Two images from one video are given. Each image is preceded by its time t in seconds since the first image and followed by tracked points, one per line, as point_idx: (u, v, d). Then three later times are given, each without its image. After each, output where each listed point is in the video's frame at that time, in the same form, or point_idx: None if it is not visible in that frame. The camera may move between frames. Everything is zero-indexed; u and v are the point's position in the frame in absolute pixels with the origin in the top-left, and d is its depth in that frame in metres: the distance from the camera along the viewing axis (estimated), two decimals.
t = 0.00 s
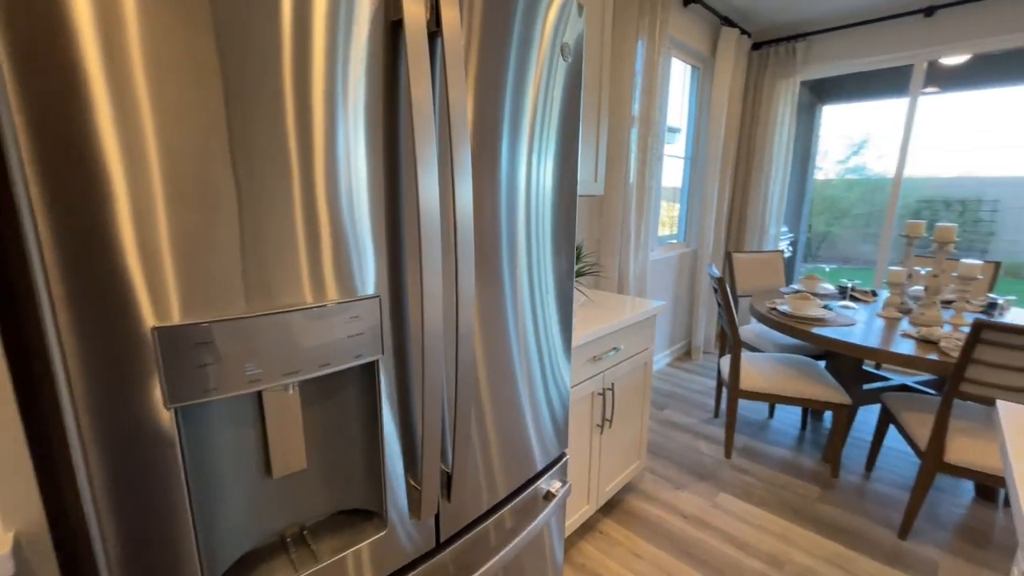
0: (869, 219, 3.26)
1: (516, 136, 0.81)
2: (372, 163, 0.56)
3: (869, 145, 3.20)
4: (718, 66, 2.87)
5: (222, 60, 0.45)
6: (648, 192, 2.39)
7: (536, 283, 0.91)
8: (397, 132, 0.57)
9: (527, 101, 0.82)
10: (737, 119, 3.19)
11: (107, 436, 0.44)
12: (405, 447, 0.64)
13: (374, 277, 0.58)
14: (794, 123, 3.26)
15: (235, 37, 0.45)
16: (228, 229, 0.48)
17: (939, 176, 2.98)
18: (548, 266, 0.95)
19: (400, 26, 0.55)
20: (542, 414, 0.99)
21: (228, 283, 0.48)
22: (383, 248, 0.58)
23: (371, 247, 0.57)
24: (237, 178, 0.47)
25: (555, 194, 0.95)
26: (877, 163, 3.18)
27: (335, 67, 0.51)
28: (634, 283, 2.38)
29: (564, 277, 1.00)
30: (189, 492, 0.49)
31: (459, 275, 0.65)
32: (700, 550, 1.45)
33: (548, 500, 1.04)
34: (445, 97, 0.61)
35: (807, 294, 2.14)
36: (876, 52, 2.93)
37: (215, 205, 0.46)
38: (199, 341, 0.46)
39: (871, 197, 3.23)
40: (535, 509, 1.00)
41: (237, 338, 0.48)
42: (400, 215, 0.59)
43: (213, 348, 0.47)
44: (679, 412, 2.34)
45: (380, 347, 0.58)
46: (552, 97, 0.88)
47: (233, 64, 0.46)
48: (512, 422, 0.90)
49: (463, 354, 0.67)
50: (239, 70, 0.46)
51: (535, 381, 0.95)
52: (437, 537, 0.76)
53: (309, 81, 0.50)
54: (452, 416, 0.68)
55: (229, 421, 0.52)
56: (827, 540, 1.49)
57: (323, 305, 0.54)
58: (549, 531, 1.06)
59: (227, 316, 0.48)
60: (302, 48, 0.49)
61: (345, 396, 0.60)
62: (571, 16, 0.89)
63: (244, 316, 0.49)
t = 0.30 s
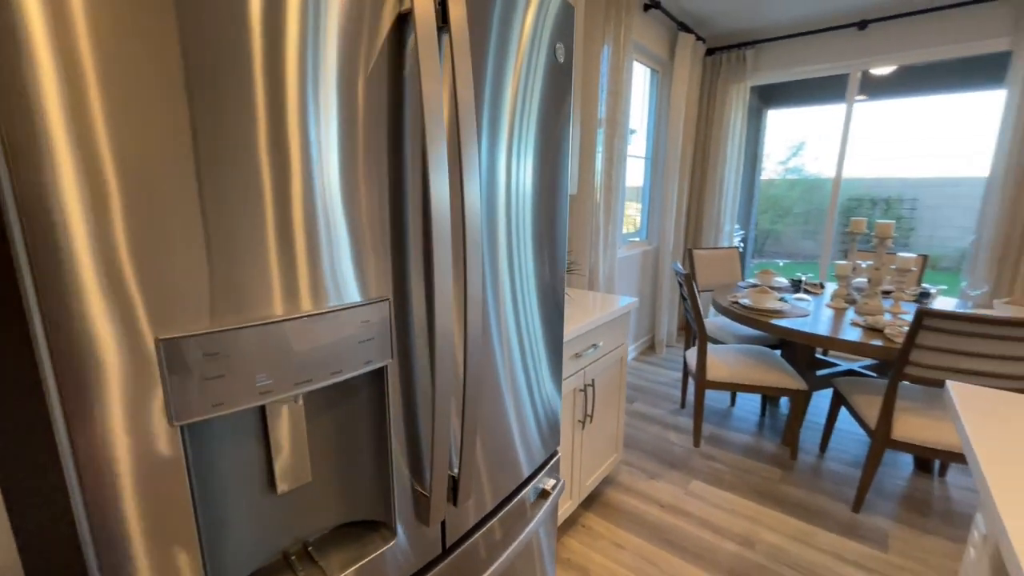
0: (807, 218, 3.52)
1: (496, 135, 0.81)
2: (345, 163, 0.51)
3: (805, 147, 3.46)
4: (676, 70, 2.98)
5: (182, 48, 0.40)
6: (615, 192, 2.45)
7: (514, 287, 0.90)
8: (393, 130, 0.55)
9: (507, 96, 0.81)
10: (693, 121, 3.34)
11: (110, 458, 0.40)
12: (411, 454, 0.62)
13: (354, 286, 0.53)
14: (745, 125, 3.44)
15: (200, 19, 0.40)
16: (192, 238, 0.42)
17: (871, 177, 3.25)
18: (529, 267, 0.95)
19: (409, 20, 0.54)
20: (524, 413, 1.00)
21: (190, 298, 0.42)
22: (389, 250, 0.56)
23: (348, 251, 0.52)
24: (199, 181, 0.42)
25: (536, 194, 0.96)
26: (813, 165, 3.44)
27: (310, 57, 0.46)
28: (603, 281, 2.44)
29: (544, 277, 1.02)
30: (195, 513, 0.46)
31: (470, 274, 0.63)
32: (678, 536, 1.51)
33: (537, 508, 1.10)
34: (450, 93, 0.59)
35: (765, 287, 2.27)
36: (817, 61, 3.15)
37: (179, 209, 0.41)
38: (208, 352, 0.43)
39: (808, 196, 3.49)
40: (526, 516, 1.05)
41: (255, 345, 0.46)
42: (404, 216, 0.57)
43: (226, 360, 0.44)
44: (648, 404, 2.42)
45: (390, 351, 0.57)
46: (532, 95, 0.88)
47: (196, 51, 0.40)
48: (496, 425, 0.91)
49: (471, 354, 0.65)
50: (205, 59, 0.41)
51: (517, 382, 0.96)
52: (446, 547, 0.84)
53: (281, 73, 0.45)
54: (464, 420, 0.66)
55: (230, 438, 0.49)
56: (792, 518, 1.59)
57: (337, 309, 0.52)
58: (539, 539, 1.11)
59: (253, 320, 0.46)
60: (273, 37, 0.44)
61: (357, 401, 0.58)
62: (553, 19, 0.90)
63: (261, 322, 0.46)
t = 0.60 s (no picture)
0: (750, 216, 3.78)
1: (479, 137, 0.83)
2: (321, 166, 0.48)
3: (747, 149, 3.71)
4: (633, 74, 3.10)
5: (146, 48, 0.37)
6: (579, 192, 2.53)
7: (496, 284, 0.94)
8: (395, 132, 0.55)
9: (485, 97, 0.84)
10: (648, 123, 3.48)
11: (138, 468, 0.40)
12: (418, 452, 0.63)
13: (330, 294, 0.51)
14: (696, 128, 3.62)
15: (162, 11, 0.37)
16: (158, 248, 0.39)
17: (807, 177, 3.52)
18: (510, 266, 0.98)
19: (419, 25, 0.55)
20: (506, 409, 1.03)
21: (165, 314, 0.40)
22: (400, 251, 0.58)
23: (322, 256, 0.50)
24: (166, 187, 0.39)
25: (517, 196, 0.99)
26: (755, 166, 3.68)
27: (285, 54, 0.44)
28: (570, 278, 2.50)
29: (525, 275, 1.05)
30: (222, 518, 0.46)
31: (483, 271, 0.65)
32: (651, 519, 1.59)
33: (521, 510, 1.14)
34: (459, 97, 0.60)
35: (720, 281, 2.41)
36: (759, 69, 3.37)
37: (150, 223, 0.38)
38: (237, 356, 0.44)
39: (750, 195, 3.74)
40: (511, 521, 1.09)
41: (281, 348, 0.47)
42: (411, 218, 0.59)
43: (256, 363, 0.45)
44: (614, 396, 2.51)
45: (404, 350, 0.59)
46: (509, 95, 0.91)
47: (159, 46, 0.37)
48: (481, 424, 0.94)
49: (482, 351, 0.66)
50: (178, 56, 0.38)
51: (499, 379, 0.99)
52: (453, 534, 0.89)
53: (254, 71, 0.42)
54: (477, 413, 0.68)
55: (248, 439, 0.48)
56: (752, 494, 1.72)
57: (357, 309, 0.53)
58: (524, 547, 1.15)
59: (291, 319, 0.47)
60: (245, 33, 0.41)
61: (375, 396, 0.59)
62: (528, 27, 0.94)
63: (280, 326, 0.47)
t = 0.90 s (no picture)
0: (699, 215, 3.99)
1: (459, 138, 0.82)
2: (287, 171, 0.47)
3: (693, 151, 3.92)
4: (589, 79, 3.20)
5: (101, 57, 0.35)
6: (541, 193, 2.58)
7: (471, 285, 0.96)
8: (378, 138, 0.57)
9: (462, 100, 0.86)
10: (605, 125, 3.59)
11: (137, 474, 0.40)
12: (406, 447, 0.66)
13: (294, 307, 0.49)
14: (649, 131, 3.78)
15: (113, 11, 0.35)
16: (114, 260, 0.37)
17: (750, 178, 3.76)
18: (483, 267, 1.01)
19: (406, 36, 0.58)
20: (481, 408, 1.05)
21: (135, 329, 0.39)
22: (383, 254, 0.59)
23: (287, 263, 0.48)
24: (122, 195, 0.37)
25: (488, 199, 1.02)
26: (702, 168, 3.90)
27: (248, 56, 0.43)
28: (534, 277, 2.55)
29: (497, 275, 1.07)
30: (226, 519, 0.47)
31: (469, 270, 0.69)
32: (619, 505, 1.67)
33: (497, 511, 1.17)
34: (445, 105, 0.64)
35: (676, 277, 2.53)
36: (706, 76, 3.57)
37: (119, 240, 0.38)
38: (239, 361, 0.44)
39: (698, 195, 3.96)
40: (488, 523, 1.11)
41: (288, 352, 0.48)
42: (396, 222, 0.60)
43: (257, 368, 0.46)
44: (579, 390, 2.59)
45: (396, 351, 0.61)
46: (477, 99, 0.93)
47: (114, 48, 0.36)
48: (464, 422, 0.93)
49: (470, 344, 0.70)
50: (138, 60, 0.37)
51: (475, 377, 1.01)
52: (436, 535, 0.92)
53: (216, 74, 0.41)
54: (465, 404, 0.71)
55: (241, 450, 0.48)
56: (710, 476, 1.83)
57: (348, 313, 0.55)
58: (503, 550, 1.18)
59: (288, 328, 0.48)
60: (203, 34, 0.40)
61: (370, 393, 0.60)
62: (495, 33, 0.96)
63: (265, 335, 0.46)
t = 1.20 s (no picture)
0: (654, 214, 4.15)
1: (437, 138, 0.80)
2: (246, 176, 0.45)
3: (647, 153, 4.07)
4: (548, 81, 3.25)
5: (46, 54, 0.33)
6: (505, 193, 2.60)
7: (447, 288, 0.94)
8: (347, 141, 0.56)
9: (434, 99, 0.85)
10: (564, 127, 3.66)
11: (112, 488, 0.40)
12: (386, 448, 0.66)
13: (254, 315, 0.47)
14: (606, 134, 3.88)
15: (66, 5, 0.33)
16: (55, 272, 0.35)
17: (701, 179, 3.95)
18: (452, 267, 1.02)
19: (380, 38, 0.59)
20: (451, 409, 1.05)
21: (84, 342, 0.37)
22: (354, 257, 0.59)
23: (247, 271, 0.46)
24: (66, 200, 0.35)
25: (456, 199, 1.03)
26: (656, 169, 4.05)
27: (202, 55, 0.41)
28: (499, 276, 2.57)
29: (466, 274, 1.08)
30: (207, 530, 0.46)
31: (443, 270, 0.71)
32: (587, 497, 1.71)
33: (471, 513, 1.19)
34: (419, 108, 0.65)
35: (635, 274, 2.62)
36: (658, 81, 3.71)
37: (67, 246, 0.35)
38: (219, 368, 0.44)
39: (653, 196, 4.11)
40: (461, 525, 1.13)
41: (263, 358, 0.48)
42: (366, 225, 0.60)
43: (235, 375, 0.45)
44: (545, 387, 2.63)
45: (374, 354, 0.62)
46: (444, 100, 0.94)
47: (63, 43, 0.34)
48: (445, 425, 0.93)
49: (445, 343, 0.72)
50: (78, 56, 0.34)
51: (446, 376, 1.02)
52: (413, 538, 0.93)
53: (168, 72, 0.39)
54: (442, 400, 0.74)
55: (217, 460, 0.46)
56: (671, 464, 1.91)
57: (320, 318, 0.54)
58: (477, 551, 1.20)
59: (259, 334, 0.47)
60: (148, 30, 0.37)
61: (348, 395, 0.60)
62: (460, 34, 0.97)
63: (234, 343, 0.45)
